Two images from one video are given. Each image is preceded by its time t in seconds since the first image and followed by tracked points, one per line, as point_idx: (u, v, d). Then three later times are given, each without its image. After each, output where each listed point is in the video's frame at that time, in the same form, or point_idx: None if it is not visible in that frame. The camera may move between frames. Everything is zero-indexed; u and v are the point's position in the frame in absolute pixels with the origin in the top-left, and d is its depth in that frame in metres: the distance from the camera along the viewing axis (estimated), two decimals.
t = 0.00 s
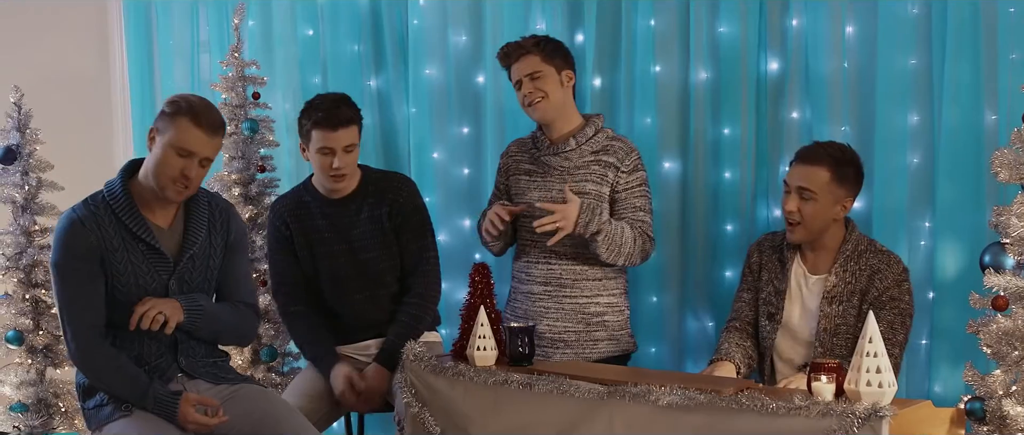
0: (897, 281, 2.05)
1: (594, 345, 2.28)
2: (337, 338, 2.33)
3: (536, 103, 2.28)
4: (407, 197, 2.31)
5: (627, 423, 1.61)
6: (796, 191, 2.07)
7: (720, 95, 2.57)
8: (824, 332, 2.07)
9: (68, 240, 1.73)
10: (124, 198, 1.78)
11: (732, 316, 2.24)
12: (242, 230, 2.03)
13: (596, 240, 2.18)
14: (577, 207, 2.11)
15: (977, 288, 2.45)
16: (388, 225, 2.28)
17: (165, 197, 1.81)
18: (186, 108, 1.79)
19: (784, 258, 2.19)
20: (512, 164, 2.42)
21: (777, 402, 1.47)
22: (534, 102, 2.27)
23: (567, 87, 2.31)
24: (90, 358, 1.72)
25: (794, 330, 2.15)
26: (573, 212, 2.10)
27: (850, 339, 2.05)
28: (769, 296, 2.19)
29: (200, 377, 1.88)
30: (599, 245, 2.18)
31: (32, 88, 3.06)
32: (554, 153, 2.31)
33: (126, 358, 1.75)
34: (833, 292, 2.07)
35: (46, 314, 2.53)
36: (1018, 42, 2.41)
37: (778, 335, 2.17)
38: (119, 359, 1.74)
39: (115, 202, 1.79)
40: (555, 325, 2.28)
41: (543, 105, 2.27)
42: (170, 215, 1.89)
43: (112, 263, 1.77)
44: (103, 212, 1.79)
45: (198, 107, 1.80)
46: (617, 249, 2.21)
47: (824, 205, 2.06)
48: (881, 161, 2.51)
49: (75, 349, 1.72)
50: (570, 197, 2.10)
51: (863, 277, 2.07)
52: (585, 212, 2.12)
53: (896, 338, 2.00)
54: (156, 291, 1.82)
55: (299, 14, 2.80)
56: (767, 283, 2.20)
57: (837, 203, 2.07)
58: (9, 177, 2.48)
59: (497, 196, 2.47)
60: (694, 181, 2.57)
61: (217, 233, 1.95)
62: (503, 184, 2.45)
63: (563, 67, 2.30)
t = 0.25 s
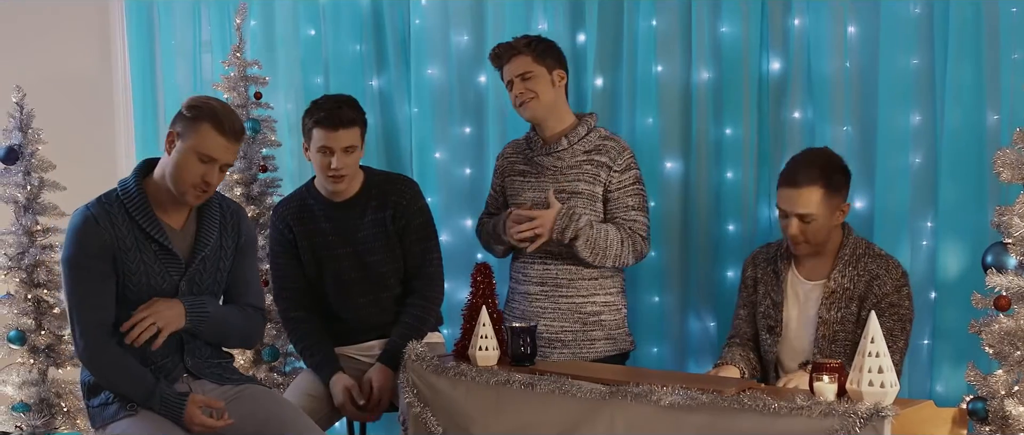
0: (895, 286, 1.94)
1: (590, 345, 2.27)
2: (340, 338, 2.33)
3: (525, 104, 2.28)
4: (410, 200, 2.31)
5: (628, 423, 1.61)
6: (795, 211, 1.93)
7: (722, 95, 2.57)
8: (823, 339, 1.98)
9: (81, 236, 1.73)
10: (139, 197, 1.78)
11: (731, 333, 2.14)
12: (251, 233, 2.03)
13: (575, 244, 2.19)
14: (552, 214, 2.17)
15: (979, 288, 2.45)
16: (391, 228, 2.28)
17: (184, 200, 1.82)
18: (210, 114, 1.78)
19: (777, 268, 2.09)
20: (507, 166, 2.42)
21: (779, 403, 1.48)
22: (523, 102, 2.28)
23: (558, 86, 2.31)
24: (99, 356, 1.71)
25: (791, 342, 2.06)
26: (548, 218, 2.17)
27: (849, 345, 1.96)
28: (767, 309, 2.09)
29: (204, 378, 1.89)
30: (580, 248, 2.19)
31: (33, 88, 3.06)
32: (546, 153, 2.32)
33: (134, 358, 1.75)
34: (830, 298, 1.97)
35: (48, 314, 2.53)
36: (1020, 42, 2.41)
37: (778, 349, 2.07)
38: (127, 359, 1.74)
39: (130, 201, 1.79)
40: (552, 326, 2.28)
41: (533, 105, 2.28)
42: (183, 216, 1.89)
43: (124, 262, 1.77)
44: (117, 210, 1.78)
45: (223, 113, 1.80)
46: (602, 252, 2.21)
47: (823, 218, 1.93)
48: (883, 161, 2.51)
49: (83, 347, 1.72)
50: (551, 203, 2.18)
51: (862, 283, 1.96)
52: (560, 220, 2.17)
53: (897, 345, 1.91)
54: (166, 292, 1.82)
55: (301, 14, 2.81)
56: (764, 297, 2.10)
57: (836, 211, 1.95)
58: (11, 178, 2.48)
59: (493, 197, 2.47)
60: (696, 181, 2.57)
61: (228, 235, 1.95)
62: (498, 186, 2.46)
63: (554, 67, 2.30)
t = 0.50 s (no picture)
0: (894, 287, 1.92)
1: (592, 345, 2.28)
2: (341, 339, 2.33)
3: (520, 107, 2.28)
4: (414, 207, 2.30)
5: (629, 423, 1.61)
6: (788, 222, 1.88)
7: (723, 95, 2.57)
8: (820, 344, 1.95)
9: (83, 236, 1.72)
10: (140, 195, 1.78)
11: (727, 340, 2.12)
12: (252, 230, 2.03)
13: (565, 245, 2.23)
14: (541, 220, 2.24)
15: (980, 288, 2.45)
16: (394, 232, 2.28)
17: (182, 200, 1.81)
18: (211, 113, 1.78)
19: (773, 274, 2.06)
20: (505, 169, 2.41)
21: (780, 403, 1.48)
22: (518, 106, 2.27)
23: (552, 88, 2.31)
24: (101, 356, 1.71)
25: (787, 345, 2.04)
26: (537, 222, 2.25)
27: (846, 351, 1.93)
28: (763, 315, 2.07)
29: (206, 378, 1.89)
30: (570, 250, 2.23)
31: (34, 89, 3.06)
32: (542, 155, 2.31)
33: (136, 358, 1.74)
34: (827, 302, 1.94)
35: (49, 315, 2.53)
36: (1021, 43, 2.41)
37: (775, 354, 2.05)
38: (129, 359, 1.73)
39: (131, 200, 1.79)
40: (554, 326, 2.28)
41: (528, 108, 2.28)
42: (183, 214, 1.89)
43: (126, 261, 1.77)
44: (118, 209, 1.78)
45: (223, 113, 1.80)
46: (594, 253, 2.24)
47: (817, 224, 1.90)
48: (884, 161, 2.51)
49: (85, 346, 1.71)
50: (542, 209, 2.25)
51: (858, 286, 1.93)
52: (548, 226, 2.23)
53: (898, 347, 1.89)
54: (168, 290, 1.82)
55: (302, 14, 2.81)
56: (761, 303, 2.07)
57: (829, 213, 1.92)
58: (12, 178, 2.48)
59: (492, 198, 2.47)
60: (697, 181, 2.57)
61: (229, 232, 1.96)
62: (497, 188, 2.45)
63: (547, 68, 2.30)
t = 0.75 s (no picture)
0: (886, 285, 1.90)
1: (599, 344, 2.28)
2: (341, 339, 2.33)
3: (522, 110, 2.29)
4: (416, 207, 2.30)
5: (628, 422, 1.61)
6: (775, 219, 1.89)
7: (723, 95, 2.57)
8: (814, 344, 1.95)
9: (72, 238, 1.72)
10: (127, 194, 1.78)
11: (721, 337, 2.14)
12: (246, 223, 2.03)
13: (574, 244, 2.22)
14: (547, 219, 2.24)
15: (979, 288, 2.45)
16: (396, 232, 2.28)
17: (168, 198, 1.82)
18: (194, 108, 1.78)
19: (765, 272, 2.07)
20: (507, 170, 2.41)
21: (779, 402, 1.48)
22: (519, 109, 2.28)
23: (552, 88, 2.32)
24: (94, 358, 1.71)
25: (785, 345, 2.04)
26: (543, 221, 2.24)
27: (842, 350, 1.93)
28: (756, 314, 2.07)
29: (204, 377, 1.89)
30: (580, 249, 2.23)
31: (34, 89, 3.06)
32: (546, 155, 2.32)
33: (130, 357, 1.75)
34: (822, 301, 1.94)
35: (48, 314, 2.53)
36: (1021, 43, 2.40)
37: (768, 352, 2.05)
38: (125, 359, 1.73)
39: (118, 200, 1.79)
40: (561, 326, 2.28)
41: (528, 111, 2.29)
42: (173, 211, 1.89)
43: (116, 261, 1.77)
44: (106, 210, 1.78)
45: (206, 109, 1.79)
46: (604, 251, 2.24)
47: (807, 220, 1.90)
48: (884, 161, 2.51)
49: (79, 349, 1.71)
50: (550, 208, 2.25)
51: (852, 287, 1.92)
52: (555, 223, 2.22)
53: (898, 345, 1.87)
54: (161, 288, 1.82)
55: (302, 14, 2.81)
56: (754, 301, 2.07)
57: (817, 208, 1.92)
58: (11, 177, 2.48)
59: (494, 199, 2.46)
60: (697, 181, 2.57)
61: (221, 227, 1.95)
62: (499, 188, 2.44)
63: (546, 69, 2.30)
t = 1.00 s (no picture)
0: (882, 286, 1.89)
1: (611, 343, 2.28)
2: (342, 339, 2.33)
3: (532, 112, 2.29)
4: (419, 207, 2.30)
5: (629, 423, 1.61)
6: (762, 227, 1.85)
7: (722, 96, 2.58)
8: (811, 347, 1.94)
9: (62, 244, 1.73)
10: (115, 199, 1.78)
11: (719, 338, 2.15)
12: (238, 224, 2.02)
13: (585, 243, 2.23)
14: (557, 217, 2.25)
15: (979, 289, 2.45)
16: (398, 233, 2.28)
17: (156, 195, 1.81)
18: (173, 104, 1.78)
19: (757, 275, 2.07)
20: (516, 169, 2.42)
21: (779, 403, 1.48)
22: (529, 111, 2.28)
23: (565, 91, 2.32)
24: (89, 363, 1.72)
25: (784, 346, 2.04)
26: (553, 220, 2.25)
27: (838, 353, 1.94)
28: (752, 318, 2.07)
29: (203, 378, 1.89)
30: (591, 248, 2.23)
31: (34, 89, 3.06)
32: (556, 153, 2.32)
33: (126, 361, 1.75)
34: (816, 305, 1.94)
35: (48, 315, 2.53)
36: (1020, 44, 2.41)
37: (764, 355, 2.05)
38: (120, 364, 1.74)
39: (106, 205, 1.79)
40: (571, 325, 2.28)
41: (539, 115, 2.29)
42: (163, 214, 1.88)
43: (106, 267, 1.77)
44: (94, 215, 1.78)
45: (184, 104, 1.79)
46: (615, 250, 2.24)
47: (795, 227, 1.87)
48: (883, 162, 2.51)
49: (73, 354, 1.72)
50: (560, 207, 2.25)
51: (846, 290, 1.92)
52: (564, 222, 2.24)
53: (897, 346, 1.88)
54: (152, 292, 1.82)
55: (302, 15, 2.81)
56: (751, 304, 2.08)
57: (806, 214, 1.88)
58: (11, 178, 2.48)
59: (503, 198, 2.47)
60: (697, 182, 2.57)
61: (212, 229, 1.95)
62: (509, 187, 2.45)
63: (560, 70, 2.30)
